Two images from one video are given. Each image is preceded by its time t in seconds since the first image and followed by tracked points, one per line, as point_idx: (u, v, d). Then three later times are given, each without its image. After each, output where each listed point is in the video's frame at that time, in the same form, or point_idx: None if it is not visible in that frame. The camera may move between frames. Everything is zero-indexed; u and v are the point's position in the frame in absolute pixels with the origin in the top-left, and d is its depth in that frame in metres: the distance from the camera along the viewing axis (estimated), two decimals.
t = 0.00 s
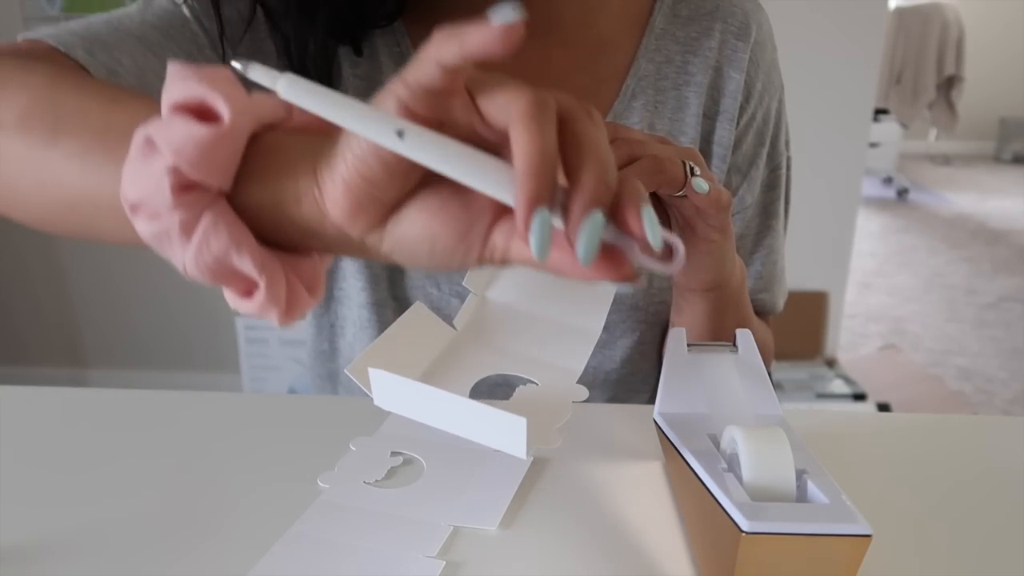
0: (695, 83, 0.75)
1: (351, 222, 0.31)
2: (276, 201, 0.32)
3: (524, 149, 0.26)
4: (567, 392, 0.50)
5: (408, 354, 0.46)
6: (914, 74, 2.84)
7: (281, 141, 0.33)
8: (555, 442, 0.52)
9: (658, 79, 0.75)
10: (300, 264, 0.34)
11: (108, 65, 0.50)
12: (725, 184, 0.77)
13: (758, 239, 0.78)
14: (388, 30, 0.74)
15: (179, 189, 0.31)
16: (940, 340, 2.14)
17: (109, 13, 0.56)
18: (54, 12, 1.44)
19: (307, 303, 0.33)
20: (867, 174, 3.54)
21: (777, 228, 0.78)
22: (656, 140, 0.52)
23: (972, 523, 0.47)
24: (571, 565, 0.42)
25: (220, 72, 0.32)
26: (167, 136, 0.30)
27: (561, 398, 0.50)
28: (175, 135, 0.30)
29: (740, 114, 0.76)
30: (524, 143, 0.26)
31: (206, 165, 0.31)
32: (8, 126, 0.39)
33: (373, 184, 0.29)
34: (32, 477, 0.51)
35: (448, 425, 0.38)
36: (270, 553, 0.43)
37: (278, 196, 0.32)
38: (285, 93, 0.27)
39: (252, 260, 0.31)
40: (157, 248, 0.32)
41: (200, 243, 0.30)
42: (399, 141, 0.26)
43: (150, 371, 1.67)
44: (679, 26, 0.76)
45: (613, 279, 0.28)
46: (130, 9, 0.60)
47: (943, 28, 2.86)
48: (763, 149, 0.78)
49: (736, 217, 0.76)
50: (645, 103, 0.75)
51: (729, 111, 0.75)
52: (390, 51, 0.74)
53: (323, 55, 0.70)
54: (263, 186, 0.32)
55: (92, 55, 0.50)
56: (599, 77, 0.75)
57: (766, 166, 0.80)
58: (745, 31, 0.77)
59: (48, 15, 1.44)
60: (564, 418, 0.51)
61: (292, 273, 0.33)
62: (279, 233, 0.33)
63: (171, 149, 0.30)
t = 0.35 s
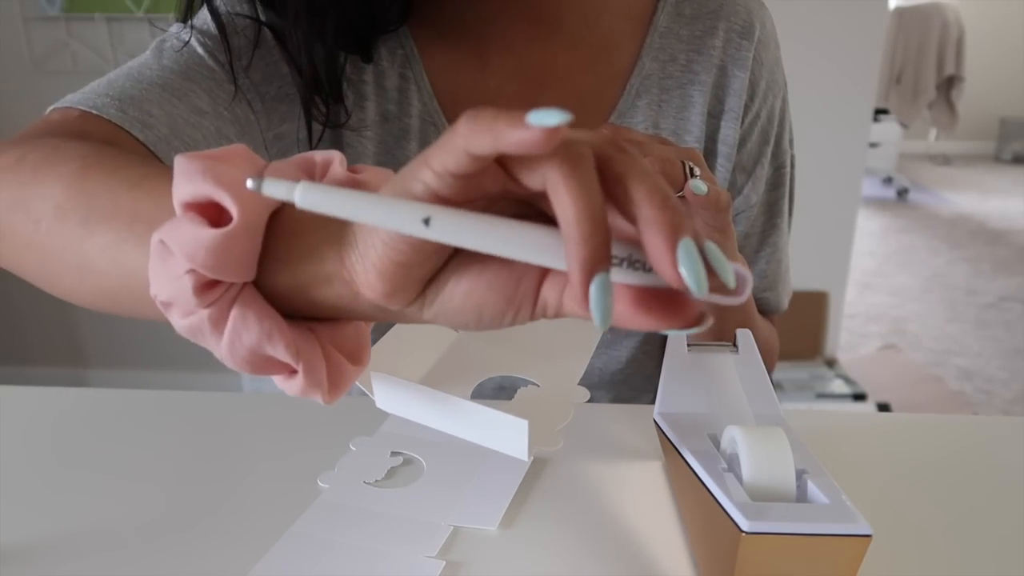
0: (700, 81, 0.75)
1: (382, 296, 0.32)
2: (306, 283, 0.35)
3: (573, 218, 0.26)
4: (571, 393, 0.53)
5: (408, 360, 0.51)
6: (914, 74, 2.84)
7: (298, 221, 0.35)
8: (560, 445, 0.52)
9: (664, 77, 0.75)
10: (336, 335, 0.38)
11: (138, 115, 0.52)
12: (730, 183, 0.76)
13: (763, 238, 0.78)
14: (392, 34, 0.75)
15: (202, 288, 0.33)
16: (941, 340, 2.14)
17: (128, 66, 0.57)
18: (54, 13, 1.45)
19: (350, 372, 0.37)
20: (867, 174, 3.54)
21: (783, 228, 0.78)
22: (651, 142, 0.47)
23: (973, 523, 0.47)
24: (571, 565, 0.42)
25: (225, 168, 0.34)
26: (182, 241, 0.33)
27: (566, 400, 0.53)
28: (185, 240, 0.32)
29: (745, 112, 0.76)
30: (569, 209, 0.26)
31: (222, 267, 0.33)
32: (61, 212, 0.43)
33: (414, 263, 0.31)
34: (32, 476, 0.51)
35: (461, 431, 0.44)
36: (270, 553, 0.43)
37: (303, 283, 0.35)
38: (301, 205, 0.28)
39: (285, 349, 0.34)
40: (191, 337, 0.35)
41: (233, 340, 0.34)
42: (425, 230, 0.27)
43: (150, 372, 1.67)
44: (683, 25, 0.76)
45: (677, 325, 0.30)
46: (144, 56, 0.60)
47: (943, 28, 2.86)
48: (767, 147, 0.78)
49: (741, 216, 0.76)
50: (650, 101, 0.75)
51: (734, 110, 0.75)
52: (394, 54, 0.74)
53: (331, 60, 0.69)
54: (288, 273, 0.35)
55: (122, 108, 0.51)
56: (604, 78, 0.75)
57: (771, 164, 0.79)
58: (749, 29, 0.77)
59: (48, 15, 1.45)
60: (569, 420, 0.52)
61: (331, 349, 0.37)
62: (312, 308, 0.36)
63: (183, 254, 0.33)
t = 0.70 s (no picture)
0: (701, 79, 0.75)
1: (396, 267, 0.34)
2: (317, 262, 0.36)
3: (591, 161, 0.27)
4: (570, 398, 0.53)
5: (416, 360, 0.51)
6: (914, 74, 2.84)
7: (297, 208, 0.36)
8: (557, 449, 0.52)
9: (665, 75, 0.75)
10: (350, 311, 0.39)
11: (141, 134, 0.54)
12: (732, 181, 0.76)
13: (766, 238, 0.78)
14: (388, 35, 0.74)
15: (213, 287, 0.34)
16: (941, 340, 2.14)
17: (130, 86, 0.59)
18: (54, 13, 1.45)
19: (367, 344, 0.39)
20: (867, 174, 3.54)
21: (785, 227, 0.78)
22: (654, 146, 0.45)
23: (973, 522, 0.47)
24: (572, 566, 0.42)
25: (219, 170, 0.35)
26: (187, 243, 0.33)
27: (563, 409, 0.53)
28: (190, 242, 0.33)
29: (747, 110, 0.76)
30: (585, 150, 0.27)
31: (229, 263, 0.33)
32: (74, 231, 0.44)
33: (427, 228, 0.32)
34: (33, 476, 0.51)
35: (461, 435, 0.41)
36: (270, 554, 0.43)
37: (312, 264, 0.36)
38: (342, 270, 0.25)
39: (305, 332, 0.35)
40: (211, 337, 0.36)
41: (254, 331, 0.34)
42: (473, 245, 0.26)
43: (150, 372, 1.67)
44: (684, 23, 0.76)
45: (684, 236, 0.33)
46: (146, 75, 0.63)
47: (943, 28, 2.86)
48: (769, 146, 0.78)
49: (742, 215, 0.76)
50: (651, 99, 0.75)
51: (735, 108, 0.75)
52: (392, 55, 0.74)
53: (329, 63, 0.69)
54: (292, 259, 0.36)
55: (126, 130, 0.54)
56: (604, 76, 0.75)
57: (772, 163, 0.79)
58: (750, 28, 0.77)
59: (48, 16, 1.45)
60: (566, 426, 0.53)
61: (347, 325, 0.39)
62: (321, 290, 0.38)
63: (190, 256, 0.33)
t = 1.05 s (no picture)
0: (700, 79, 0.75)
1: (385, 287, 0.34)
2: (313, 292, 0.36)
3: (592, 150, 0.29)
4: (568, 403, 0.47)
5: (399, 367, 0.44)
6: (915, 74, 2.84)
7: (290, 239, 0.37)
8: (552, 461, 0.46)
9: (664, 75, 0.75)
10: (345, 341, 0.38)
11: (142, 156, 0.54)
12: (730, 181, 0.76)
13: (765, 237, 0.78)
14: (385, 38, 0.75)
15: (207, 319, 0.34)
16: (941, 340, 2.14)
17: (131, 108, 0.59)
18: (54, 13, 1.44)
19: (363, 374, 0.38)
20: (867, 174, 3.55)
21: (784, 227, 0.78)
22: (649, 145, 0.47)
23: (973, 522, 0.47)
24: (571, 567, 0.42)
25: (214, 207, 0.35)
26: (182, 276, 0.33)
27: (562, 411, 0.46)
28: (183, 276, 0.33)
29: (746, 110, 0.76)
30: (590, 143, 0.29)
31: (221, 295, 0.33)
32: (83, 262, 0.44)
33: (414, 235, 0.32)
34: (32, 476, 0.51)
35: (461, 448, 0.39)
36: (270, 554, 0.43)
37: (305, 294, 0.36)
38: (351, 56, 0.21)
39: (296, 361, 0.35)
40: (207, 367, 0.35)
41: (247, 361, 0.34)
42: (467, 104, 0.24)
43: (150, 372, 1.67)
44: (683, 23, 0.76)
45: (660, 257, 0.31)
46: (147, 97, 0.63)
47: (943, 28, 2.86)
48: (768, 146, 0.78)
49: (740, 215, 0.77)
50: (650, 98, 0.75)
51: (734, 108, 0.75)
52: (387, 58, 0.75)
53: (325, 66, 0.69)
54: (289, 288, 0.36)
55: (127, 153, 0.54)
56: (603, 76, 0.75)
57: (771, 163, 0.79)
58: (749, 27, 0.77)
59: (48, 16, 1.45)
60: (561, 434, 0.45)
61: (340, 355, 0.37)
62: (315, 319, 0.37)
63: (185, 290, 0.33)
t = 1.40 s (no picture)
0: (699, 80, 0.75)
1: (388, 270, 0.37)
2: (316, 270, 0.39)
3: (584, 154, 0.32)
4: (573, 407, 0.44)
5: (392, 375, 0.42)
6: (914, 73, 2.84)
7: (292, 223, 0.39)
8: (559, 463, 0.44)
9: (663, 76, 0.75)
10: (345, 319, 0.41)
11: (135, 151, 0.55)
12: (728, 182, 0.76)
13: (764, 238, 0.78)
14: (383, 37, 0.75)
15: (217, 301, 0.36)
16: (941, 340, 2.14)
17: (127, 105, 0.60)
18: (54, 13, 1.45)
19: (362, 352, 0.41)
20: (867, 174, 3.55)
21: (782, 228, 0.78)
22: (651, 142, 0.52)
23: (971, 522, 0.47)
24: (571, 567, 0.42)
25: (218, 193, 0.37)
26: (191, 259, 0.35)
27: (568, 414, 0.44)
28: (193, 259, 0.35)
29: (745, 112, 0.76)
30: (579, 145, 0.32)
31: (228, 278, 0.35)
32: (80, 252, 0.45)
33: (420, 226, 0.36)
34: (31, 475, 0.51)
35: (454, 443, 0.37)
36: (270, 554, 0.43)
37: (310, 273, 0.39)
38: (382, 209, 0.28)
39: (303, 341, 0.37)
40: (215, 348, 0.38)
41: (256, 341, 0.37)
42: (491, 208, 0.28)
43: (151, 371, 1.68)
44: (682, 24, 0.76)
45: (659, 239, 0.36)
46: (144, 94, 0.63)
47: (943, 28, 2.86)
48: (766, 147, 0.78)
49: (738, 216, 0.77)
50: (649, 99, 0.75)
51: (732, 109, 0.75)
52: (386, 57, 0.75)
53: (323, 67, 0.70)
54: (295, 269, 0.39)
55: (120, 148, 0.55)
56: (602, 77, 0.75)
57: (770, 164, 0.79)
58: (747, 29, 0.77)
59: (48, 16, 1.45)
60: (567, 441, 0.44)
61: (343, 333, 0.40)
62: (318, 298, 0.40)
63: (195, 272, 0.35)
